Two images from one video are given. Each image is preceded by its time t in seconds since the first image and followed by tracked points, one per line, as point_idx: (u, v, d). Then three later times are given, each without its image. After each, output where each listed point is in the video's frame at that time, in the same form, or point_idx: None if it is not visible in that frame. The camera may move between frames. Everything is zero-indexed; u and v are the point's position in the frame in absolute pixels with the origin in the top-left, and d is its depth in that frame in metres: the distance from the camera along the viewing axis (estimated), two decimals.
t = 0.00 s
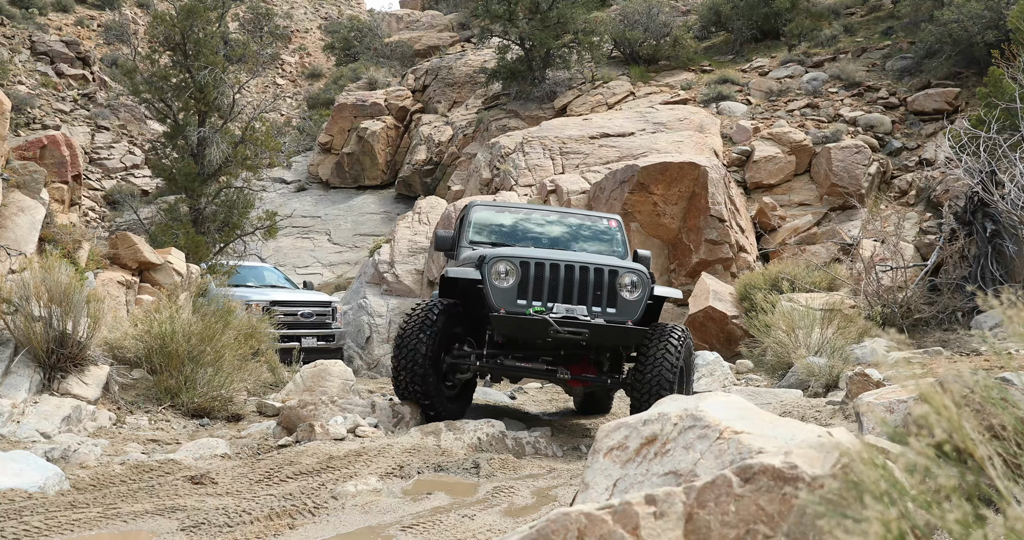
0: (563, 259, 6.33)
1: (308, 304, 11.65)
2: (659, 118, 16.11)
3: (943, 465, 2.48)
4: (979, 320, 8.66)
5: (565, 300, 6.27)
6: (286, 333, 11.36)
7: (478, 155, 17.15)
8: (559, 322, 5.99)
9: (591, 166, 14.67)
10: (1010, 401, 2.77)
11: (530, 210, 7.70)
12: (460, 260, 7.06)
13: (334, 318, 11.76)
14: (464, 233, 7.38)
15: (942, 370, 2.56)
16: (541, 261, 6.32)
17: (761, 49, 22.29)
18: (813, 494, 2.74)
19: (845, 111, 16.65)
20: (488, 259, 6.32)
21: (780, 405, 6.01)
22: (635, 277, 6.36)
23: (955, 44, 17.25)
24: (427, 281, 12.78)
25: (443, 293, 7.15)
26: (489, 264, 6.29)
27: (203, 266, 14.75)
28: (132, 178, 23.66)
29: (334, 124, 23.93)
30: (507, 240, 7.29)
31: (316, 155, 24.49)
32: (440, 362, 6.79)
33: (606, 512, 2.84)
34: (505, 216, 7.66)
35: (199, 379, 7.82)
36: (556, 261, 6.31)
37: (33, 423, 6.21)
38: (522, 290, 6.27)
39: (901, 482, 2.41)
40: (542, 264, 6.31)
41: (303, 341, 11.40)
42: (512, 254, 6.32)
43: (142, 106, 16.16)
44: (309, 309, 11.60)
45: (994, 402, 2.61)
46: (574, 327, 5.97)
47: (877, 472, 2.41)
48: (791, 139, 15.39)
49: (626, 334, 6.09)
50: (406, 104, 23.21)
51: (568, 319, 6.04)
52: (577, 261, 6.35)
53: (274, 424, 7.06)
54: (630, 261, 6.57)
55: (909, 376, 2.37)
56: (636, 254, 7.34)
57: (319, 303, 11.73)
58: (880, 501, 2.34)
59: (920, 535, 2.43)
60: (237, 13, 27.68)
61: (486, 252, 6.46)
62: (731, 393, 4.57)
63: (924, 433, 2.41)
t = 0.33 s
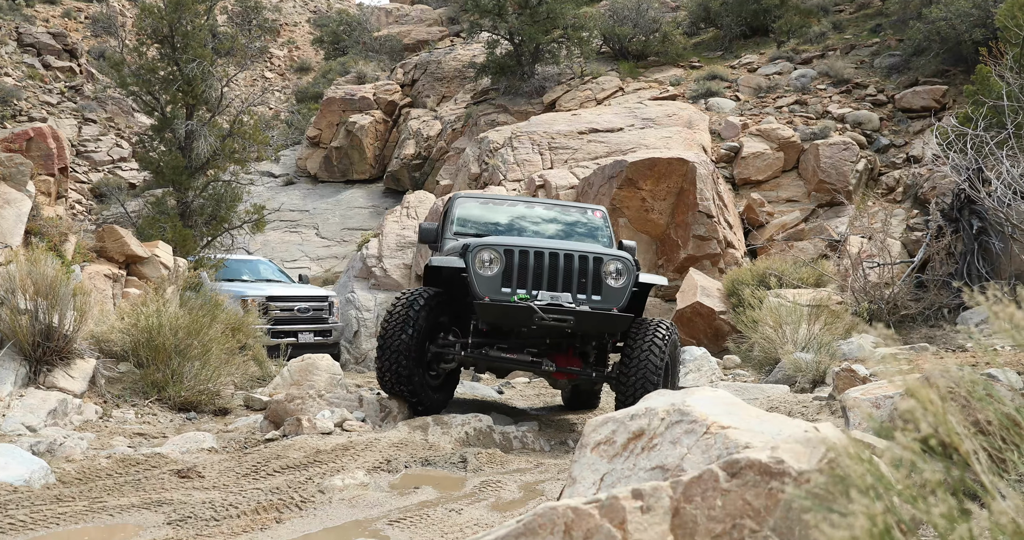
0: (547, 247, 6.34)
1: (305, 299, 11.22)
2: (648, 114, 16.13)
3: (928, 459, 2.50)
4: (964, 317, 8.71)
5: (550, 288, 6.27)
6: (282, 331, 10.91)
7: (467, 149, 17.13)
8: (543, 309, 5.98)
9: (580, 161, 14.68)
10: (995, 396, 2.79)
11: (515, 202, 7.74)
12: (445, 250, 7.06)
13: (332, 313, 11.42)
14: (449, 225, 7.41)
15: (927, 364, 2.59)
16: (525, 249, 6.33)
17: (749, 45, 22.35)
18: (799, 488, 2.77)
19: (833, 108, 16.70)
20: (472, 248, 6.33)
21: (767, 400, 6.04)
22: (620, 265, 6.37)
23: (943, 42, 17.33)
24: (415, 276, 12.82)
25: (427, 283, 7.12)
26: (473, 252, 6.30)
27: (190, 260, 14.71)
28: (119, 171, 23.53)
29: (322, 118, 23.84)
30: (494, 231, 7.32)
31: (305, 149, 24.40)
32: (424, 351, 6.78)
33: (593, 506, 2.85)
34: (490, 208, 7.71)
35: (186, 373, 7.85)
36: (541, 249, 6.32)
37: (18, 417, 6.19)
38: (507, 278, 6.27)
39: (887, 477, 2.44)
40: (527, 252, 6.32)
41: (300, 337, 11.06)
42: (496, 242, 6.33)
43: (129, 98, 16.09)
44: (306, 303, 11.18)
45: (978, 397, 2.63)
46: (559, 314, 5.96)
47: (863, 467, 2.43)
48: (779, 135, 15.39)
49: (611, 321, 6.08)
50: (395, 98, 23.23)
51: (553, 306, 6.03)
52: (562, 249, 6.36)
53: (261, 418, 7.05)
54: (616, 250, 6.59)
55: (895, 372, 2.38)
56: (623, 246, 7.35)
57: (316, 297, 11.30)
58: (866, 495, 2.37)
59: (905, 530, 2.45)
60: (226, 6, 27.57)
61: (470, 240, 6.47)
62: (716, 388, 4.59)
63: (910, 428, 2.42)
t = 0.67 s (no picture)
0: (554, 248, 6.34)
1: (317, 302, 11.05)
2: (651, 116, 16.13)
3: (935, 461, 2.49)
4: (970, 318, 8.69)
5: (555, 289, 6.26)
6: (293, 335, 10.76)
7: (471, 152, 17.13)
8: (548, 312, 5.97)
9: (584, 163, 14.69)
10: (1002, 398, 2.78)
11: (523, 203, 7.76)
12: (450, 247, 7.05)
13: (345, 316, 11.23)
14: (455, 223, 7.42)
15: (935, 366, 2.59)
16: (531, 249, 6.32)
17: (753, 47, 22.34)
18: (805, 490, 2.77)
19: (836, 110, 16.70)
20: (477, 246, 6.33)
21: (772, 402, 6.02)
22: (628, 268, 6.35)
23: (946, 44, 17.32)
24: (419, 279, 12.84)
25: (429, 276, 7.03)
26: (478, 251, 6.29)
27: (194, 263, 14.73)
28: (123, 174, 23.56)
29: (326, 120, 23.86)
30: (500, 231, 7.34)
31: (308, 152, 24.41)
32: (426, 344, 6.69)
33: (599, 509, 2.85)
34: (498, 208, 7.73)
35: (190, 375, 7.85)
36: (547, 250, 6.31)
37: (23, 420, 6.20)
38: (511, 278, 6.26)
39: (893, 479, 2.44)
40: (532, 252, 6.31)
41: (313, 341, 10.90)
42: (502, 242, 6.33)
43: (133, 102, 16.13)
44: (318, 307, 11.00)
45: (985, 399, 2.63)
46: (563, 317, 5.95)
47: (869, 468, 2.44)
48: (782, 137, 15.38)
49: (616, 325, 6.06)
50: (398, 100, 23.27)
51: (558, 309, 6.03)
52: (568, 250, 6.35)
53: (266, 421, 7.06)
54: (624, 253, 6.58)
55: (901, 372, 2.38)
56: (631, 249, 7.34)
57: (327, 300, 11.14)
58: (873, 497, 2.38)
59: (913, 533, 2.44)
60: (229, 9, 27.62)
61: (475, 239, 6.47)
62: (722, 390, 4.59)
63: (915, 430, 2.42)
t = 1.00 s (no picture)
0: (551, 247, 6.34)
1: (330, 301, 10.91)
2: (656, 115, 16.12)
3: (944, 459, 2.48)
4: (976, 317, 8.67)
5: (553, 289, 6.26)
6: (307, 334, 10.60)
7: (475, 151, 17.13)
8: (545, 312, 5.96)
9: (588, 162, 14.68)
10: (1010, 396, 2.78)
11: (524, 201, 7.74)
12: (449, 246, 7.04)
13: (358, 315, 11.08)
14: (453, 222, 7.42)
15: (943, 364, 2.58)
16: (528, 249, 6.33)
17: (758, 46, 22.32)
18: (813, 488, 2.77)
19: (842, 109, 16.67)
20: (473, 247, 6.34)
21: (777, 400, 6.01)
22: (628, 267, 6.32)
23: (952, 42, 17.29)
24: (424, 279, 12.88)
25: (425, 277, 6.97)
26: (474, 251, 6.32)
27: (200, 262, 14.75)
28: (128, 173, 23.60)
29: (331, 120, 23.87)
30: (500, 230, 7.33)
31: (313, 151, 24.41)
32: (423, 345, 6.66)
33: (604, 507, 2.85)
34: (498, 206, 7.72)
35: (196, 375, 7.85)
36: (545, 249, 6.31)
37: (29, 418, 6.22)
38: (508, 278, 6.27)
39: (901, 477, 2.44)
40: (529, 252, 6.32)
41: (326, 340, 10.68)
42: (498, 242, 6.35)
43: (138, 102, 16.17)
44: (331, 306, 10.86)
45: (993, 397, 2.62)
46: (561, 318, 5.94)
47: (877, 466, 2.43)
48: (788, 136, 15.35)
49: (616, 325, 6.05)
50: (403, 100, 23.30)
51: (555, 309, 6.02)
52: (567, 249, 6.34)
53: (271, 420, 7.06)
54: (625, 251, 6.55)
55: (909, 369, 2.38)
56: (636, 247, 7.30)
57: (341, 300, 11.00)
58: (881, 496, 2.37)
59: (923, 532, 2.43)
60: (234, 9, 27.65)
61: (471, 239, 6.49)
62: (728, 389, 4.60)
63: (923, 428, 2.41)
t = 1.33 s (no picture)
0: (535, 249, 6.27)
1: (338, 300, 10.95)
2: (656, 114, 16.12)
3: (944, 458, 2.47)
4: (976, 315, 8.67)
5: (537, 292, 6.21)
6: (316, 332, 10.61)
7: (476, 149, 17.12)
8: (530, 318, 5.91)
9: (589, 160, 14.67)
10: (1010, 395, 2.78)
11: (511, 198, 7.60)
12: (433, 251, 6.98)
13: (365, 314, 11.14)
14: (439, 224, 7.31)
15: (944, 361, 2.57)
16: (510, 251, 6.26)
17: (759, 44, 22.31)
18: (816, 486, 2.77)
19: (842, 107, 16.68)
20: (453, 252, 6.30)
21: (777, 398, 6.00)
22: (615, 266, 6.26)
23: (953, 41, 17.29)
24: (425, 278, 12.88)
25: (403, 289, 6.71)
26: (455, 257, 6.27)
27: (200, 260, 14.76)
28: (129, 171, 23.58)
29: (332, 117, 23.83)
30: (486, 230, 7.20)
31: (313, 149, 24.38)
32: (408, 358, 6.50)
33: (606, 505, 2.86)
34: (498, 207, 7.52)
35: (196, 373, 7.85)
36: (528, 251, 6.25)
37: (30, 416, 6.24)
38: (490, 284, 6.22)
39: (901, 476, 2.44)
40: (512, 254, 6.26)
41: (335, 339, 10.71)
42: (479, 246, 6.30)
43: (139, 100, 16.17)
44: (340, 304, 10.90)
45: (994, 396, 2.62)
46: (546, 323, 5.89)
47: (878, 465, 2.43)
48: (788, 134, 15.34)
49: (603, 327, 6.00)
50: (404, 98, 23.31)
51: (540, 314, 5.97)
52: (551, 250, 6.27)
53: (272, 418, 7.07)
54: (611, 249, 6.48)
55: (911, 367, 2.37)
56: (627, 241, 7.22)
57: (349, 298, 11.04)
58: (882, 494, 2.38)
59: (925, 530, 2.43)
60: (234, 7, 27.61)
61: (452, 244, 6.43)
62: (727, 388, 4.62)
63: (925, 426, 2.41)
